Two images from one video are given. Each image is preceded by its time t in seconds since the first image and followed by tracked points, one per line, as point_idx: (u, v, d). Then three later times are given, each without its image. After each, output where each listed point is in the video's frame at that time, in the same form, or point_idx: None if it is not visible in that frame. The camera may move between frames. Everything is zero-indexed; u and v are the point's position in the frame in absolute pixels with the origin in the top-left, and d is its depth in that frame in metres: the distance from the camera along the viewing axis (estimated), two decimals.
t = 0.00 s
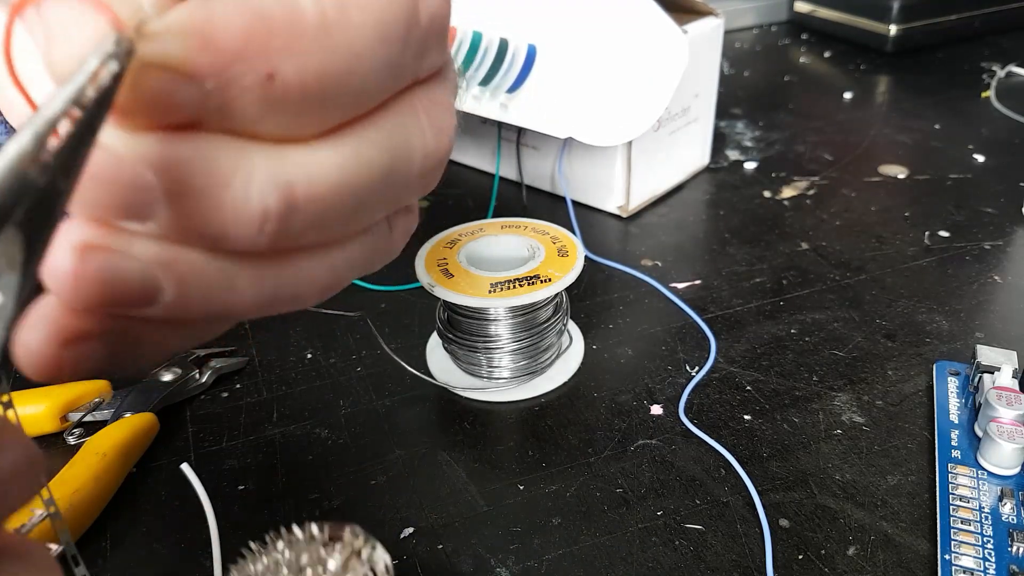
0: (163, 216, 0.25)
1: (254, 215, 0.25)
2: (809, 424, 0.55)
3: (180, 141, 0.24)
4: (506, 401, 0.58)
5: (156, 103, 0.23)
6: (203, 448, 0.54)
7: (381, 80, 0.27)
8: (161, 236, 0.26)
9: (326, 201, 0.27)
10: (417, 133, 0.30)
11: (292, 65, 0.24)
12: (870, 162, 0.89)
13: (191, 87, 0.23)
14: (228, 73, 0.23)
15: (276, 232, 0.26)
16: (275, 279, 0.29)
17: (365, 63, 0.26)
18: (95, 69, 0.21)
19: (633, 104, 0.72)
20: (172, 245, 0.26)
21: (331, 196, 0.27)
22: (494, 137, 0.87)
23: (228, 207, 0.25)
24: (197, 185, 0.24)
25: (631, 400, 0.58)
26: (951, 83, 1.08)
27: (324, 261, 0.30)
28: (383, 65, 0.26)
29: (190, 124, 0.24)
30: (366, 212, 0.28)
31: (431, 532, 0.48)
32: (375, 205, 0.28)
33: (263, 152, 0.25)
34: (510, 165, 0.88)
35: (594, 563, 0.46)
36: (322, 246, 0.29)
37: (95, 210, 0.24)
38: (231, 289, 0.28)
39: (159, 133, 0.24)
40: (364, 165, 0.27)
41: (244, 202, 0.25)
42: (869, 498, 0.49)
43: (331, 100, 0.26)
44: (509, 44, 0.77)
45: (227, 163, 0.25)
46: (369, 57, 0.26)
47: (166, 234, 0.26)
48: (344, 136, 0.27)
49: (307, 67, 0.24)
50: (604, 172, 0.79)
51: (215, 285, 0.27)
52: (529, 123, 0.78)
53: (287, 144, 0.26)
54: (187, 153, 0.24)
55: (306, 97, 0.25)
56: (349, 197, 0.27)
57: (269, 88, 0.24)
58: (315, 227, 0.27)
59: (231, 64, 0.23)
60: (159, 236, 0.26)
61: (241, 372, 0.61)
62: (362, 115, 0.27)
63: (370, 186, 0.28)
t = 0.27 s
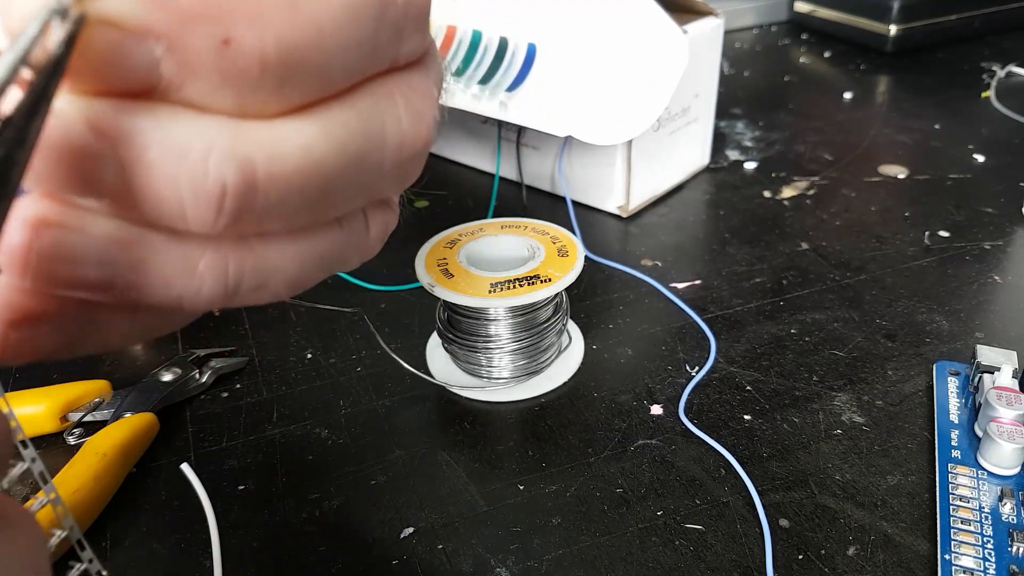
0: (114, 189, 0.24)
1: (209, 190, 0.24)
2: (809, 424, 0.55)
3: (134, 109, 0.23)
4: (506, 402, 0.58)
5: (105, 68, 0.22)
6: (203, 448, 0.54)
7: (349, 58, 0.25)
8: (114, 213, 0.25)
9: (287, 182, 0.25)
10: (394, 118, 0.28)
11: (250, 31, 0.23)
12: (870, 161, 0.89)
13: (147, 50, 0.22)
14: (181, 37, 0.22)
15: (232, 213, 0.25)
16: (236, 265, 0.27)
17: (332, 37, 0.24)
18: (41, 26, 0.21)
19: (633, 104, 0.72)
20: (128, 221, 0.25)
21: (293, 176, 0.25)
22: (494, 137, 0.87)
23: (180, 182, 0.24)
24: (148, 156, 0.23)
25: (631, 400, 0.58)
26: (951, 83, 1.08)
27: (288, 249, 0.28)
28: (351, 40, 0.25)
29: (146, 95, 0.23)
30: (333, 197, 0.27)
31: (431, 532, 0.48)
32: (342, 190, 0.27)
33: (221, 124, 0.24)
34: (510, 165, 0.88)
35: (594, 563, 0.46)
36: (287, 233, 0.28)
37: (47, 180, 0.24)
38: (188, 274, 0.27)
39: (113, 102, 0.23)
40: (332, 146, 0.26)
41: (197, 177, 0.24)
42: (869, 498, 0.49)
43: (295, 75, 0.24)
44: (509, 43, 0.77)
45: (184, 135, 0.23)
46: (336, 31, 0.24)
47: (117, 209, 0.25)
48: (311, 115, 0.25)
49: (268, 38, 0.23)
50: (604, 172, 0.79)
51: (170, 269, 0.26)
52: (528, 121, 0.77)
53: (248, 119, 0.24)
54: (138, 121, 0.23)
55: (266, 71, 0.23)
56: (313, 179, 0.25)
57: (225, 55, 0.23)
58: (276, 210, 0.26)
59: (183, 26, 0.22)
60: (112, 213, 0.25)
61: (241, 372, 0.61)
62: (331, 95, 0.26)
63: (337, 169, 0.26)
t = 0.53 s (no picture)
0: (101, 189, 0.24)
1: (197, 185, 0.24)
2: (809, 424, 0.55)
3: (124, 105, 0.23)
4: (506, 402, 0.58)
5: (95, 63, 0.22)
6: (204, 448, 0.54)
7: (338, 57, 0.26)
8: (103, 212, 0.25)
9: (277, 179, 0.25)
10: (385, 117, 0.28)
11: (241, 27, 0.23)
12: (870, 161, 0.89)
13: (137, 46, 0.22)
14: (172, 32, 0.23)
15: (221, 210, 0.25)
16: (223, 266, 0.27)
17: (322, 35, 0.25)
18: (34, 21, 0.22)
19: (633, 103, 0.72)
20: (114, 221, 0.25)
21: (282, 173, 0.25)
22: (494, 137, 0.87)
23: (168, 180, 0.24)
24: (135, 154, 0.23)
25: (631, 400, 0.58)
26: (952, 83, 1.08)
27: (278, 250, 0.28)
28: (340, 39, 0.26)
29: (135, 93, 0.23)
30: (321, 196, 0.27)
31: (431, 532, 0.48)
32: (331, 189, 0.27)
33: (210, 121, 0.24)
34: (510, 165, 0.88)
35: (594, 562, 0.46)
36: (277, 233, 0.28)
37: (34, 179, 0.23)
38: (175, 275, 0.26)
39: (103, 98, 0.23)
40: (322, 143, 0.26)
41: (187, 173, 0.24)
42: (869, 498, 0.49)
43: (285, 72, 0.25)
44: (508, 39, 0.77)
45: (174, 130, 0.24)
46: (325, 31, 0.25)
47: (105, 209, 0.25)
48: (301, 113, 0.26)
49: (257, 34, 0.24)
50: (604, 172, 0.79)
51: (157, 271, 0.26)
52: (527, 120, 0.76)
53: (238, 117, 0.25)
54: (126, 117, 0.23)
55: (256, 67, 0.24)
56: (302, 177, 0.26)
57: (216, 48, 0.23)
58: (265, 208, 0.26)
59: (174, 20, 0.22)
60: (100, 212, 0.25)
61: (241, 372, 0.61)
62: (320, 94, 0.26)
63: (327, 166, 0.26)
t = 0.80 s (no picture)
0: (111, 193, 0.24)
1: (203, 187, 0.24)
2: (809, 424, 0.55)
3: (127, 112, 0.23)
4: (506, 402, 0.58)
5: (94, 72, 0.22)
6: (204, 448, 0.54)
7: (337, 51, 0.25)
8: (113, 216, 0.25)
9: (282, 178, 0.25)
10: (385, 108, 0.28)
11: (237, 30, 0.23)
12: (870, 161, 0.89)
13: (135, 55, 0.22)
14: (168, 41, 0.22)
15: (229, 211, 0.25)
16: (238, 260, 0.27)
17: (319, 32, 0.25)
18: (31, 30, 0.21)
19: (633, 104, 0.72)
20: (127, 225, 0.25)
21: (286, 170, 0.25)
22: (494, 137, 0.87)
23: (175, 182, 0.24)
24: (144, 160, 0.24)
25: (631, 400, 0.58)
26: (951, 83, 1.08)
27: (290, 242, 0.28)
28: (337, 34, 0.25)
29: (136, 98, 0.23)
30: (328, 192, 0.27)
31: (431, 532, 0.48)
32: (338, 184, 0.27)
33: (212, 125, 0.24)
34: (510, 165, 0.88)
35: (594, 562, 0.46)
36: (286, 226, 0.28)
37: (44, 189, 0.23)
38: (190, 274, 0.27)
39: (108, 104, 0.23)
40: (325, 140, 0.26)
41: (194, 176, 0.24)
42: (869, 498, 0.49)
43: (283, 72, 0.24)
44: (509, 43, 0.77)
45: (178, 135, 0.24)
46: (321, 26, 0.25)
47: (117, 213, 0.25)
48: (303, 109, 0.26)
49: (252, 36, 0.23)
50: (604, 172, 0.79)
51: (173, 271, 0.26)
52: (528, 123, 0.77)
53: (240, 116, 0.24)
54: (132, 126, 0.23)
55: (254, 70, 0.23)
56: (307, 174, 0.26)
57: (211, 55, 0.23)
58: (272, 205, 0.26)
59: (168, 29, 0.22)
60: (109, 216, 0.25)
61: (241, 372, 0.61)
62: (320, 88, 0.26)
63: (332, 162, 0.26)
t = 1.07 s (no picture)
0: (22, 183, 0.22)
1: (109, 197, 0.21)
2: (809, 424, 0.55)
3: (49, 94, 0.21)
4: (506, 401, 0.58)
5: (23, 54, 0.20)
6: (204, 448, 0.54)
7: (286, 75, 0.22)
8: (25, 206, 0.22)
9: (194, 198, 0.22)
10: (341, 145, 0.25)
11: (168, 40, 0.20)
12: (870, 161, 0.89)
13: (55, 39, 0.20)
14: (91, 28, 0.20)
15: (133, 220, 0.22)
16: (155, 279, 0.24)
17: (263, 51, 0.21)
18: None
19: (633, 103, 0.72)
20: (39, 214, 0.22)
21: (202, 193, 0.22)
22: (494, 137, 0.87)
23: (82, 186, 0.21)
24: (50, 151, 0.21)
25: (631, 400, 0.58)
26: (951, 83, 1.08)
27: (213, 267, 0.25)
28: (284, 60, 0.22)
29: (59, 78, 0.21)
30: (253, 220, 0.24)
31: (431, 532, 0.48)
32: (267, 211, 0.24)
33: (131, 128, 0.21)
34: (510, 165, 0.88)
35: (594, 562, 0.46)
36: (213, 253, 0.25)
37: None
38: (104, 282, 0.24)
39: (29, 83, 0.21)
40: (251, 165, 0.23)
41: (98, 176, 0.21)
42: (869, 498, 0.49)
43: (213, 85, 0.21)
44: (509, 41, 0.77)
45: (92, 129, 0.21)
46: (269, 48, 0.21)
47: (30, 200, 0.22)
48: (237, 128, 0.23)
49: (181, 49, 0.20)
50: (604, 172, 0.79)
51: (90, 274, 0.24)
52: (528, 122, 0.76)
53: (160, 127, 0.22)
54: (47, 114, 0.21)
55: (180, 80, 0.21)
56: (226, 196, 0.23)
57: (136, 56, 0.20)
58: (186, 225, 0.23)
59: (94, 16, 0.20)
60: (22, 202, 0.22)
61: (241, 372, 0.61)
62: (264, 110, 0.23)
63: (259, 190, 0.23)
